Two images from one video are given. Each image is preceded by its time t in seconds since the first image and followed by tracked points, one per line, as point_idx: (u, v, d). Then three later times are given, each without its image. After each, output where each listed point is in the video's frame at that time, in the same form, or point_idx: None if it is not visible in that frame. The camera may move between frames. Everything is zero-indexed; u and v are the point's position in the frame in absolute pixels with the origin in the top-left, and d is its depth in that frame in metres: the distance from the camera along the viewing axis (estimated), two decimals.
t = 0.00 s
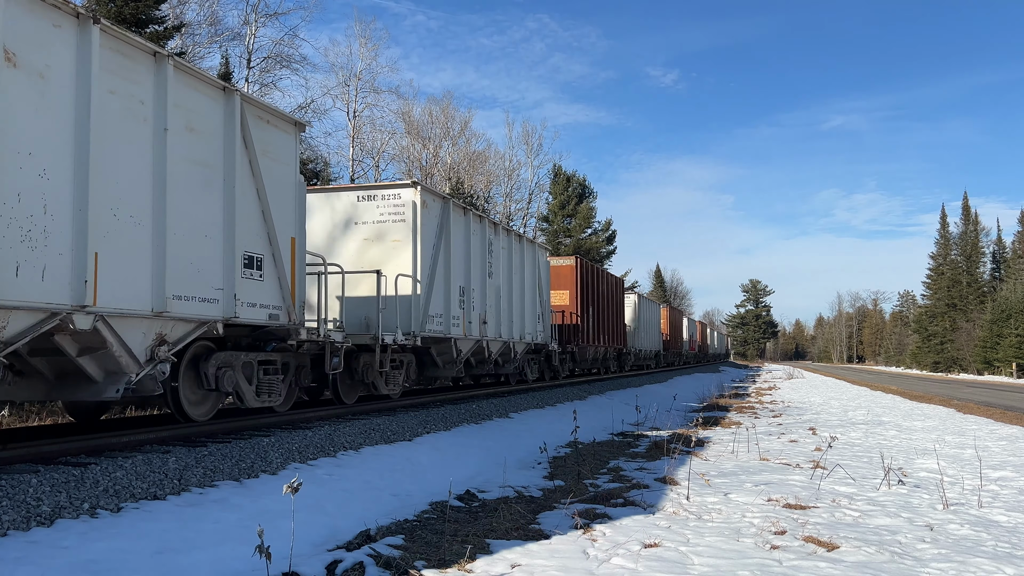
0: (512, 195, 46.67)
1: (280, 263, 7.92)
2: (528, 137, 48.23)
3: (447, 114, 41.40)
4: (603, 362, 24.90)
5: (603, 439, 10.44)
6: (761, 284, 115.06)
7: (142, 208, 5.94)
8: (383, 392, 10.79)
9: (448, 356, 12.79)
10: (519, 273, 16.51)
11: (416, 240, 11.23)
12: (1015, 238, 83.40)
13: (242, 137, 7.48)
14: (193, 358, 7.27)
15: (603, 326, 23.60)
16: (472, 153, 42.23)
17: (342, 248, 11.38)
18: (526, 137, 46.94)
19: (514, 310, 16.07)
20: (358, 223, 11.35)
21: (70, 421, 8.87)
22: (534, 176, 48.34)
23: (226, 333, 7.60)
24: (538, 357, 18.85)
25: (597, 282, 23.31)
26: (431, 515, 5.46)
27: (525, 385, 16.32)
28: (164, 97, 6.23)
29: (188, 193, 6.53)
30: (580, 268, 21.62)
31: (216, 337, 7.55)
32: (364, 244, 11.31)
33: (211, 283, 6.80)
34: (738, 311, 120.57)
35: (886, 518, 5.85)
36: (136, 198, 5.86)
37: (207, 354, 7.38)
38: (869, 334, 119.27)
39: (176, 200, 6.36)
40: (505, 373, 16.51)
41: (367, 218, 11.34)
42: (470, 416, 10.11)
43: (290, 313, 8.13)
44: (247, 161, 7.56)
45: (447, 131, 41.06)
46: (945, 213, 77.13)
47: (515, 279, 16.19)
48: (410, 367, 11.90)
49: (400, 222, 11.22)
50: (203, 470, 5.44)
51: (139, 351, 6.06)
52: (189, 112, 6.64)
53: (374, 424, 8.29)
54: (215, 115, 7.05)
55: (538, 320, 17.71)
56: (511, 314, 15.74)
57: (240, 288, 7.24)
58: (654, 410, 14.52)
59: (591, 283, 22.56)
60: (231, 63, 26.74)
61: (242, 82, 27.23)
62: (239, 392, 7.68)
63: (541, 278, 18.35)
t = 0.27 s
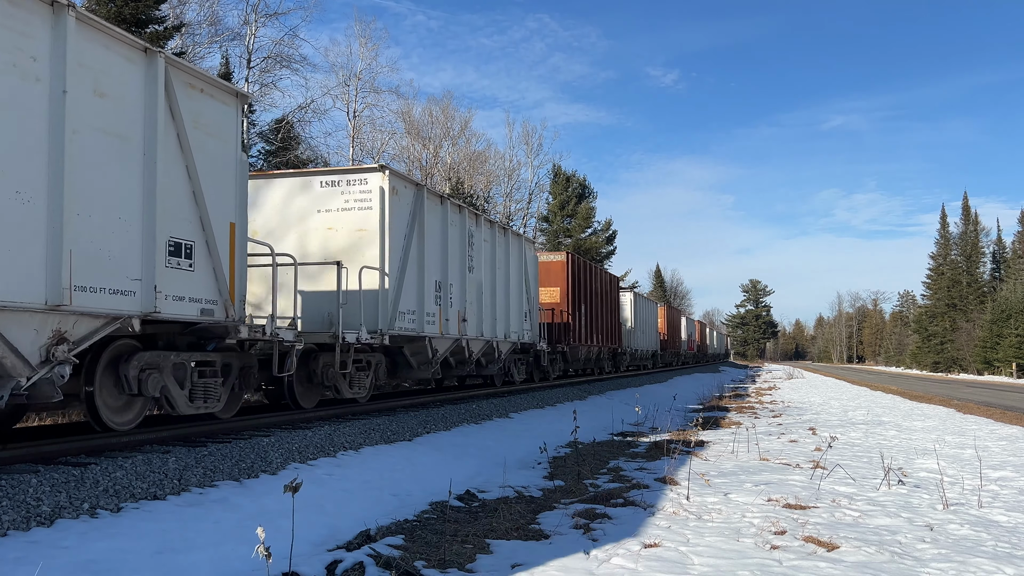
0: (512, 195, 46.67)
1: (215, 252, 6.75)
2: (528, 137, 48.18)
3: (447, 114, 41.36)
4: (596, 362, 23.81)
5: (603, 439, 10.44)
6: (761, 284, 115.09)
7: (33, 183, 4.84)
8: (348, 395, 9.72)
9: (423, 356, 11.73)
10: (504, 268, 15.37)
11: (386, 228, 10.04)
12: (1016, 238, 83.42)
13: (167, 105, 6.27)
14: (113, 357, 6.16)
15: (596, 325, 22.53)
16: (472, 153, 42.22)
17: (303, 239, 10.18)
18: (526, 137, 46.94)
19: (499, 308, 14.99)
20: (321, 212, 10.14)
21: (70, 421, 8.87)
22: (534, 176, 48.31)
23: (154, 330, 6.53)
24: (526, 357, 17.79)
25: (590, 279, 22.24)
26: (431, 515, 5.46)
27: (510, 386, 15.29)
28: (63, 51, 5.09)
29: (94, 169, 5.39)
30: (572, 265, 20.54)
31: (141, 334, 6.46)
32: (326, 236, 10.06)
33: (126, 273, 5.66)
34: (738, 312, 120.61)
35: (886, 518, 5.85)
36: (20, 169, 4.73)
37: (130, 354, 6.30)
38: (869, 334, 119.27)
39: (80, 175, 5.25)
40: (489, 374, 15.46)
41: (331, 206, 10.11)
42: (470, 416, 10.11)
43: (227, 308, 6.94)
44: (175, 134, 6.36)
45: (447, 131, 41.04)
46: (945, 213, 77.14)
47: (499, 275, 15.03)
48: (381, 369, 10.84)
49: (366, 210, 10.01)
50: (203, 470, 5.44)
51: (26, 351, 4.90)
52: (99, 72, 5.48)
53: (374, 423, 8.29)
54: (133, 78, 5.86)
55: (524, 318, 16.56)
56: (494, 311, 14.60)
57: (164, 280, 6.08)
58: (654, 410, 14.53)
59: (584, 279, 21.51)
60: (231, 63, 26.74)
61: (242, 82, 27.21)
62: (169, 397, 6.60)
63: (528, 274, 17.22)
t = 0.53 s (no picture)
0: (512, 195, 46.67)
1: (129, 237, 5.73)
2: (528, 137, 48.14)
3: (447, 114, 41.32)
4: (588, 363, 22.76)
5: (603, 440, 10.44)
6: (761, 284, 115.12)
7: None
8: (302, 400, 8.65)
9: (393, 356, 10.76)
10: (484, 261, 14.31)
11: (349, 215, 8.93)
12: (1015, 238, 83.44)
13: (66, 63, 5.24)
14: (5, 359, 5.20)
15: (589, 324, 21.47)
16: (472, 153, 42.20)
17: (257, 227, 9.11)
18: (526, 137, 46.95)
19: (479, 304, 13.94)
20: (276, 197, 9.05)
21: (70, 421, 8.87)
22: (534, 176, 48.29)
23: (60, 326, 5.56)
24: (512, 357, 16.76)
25: (583, 276, 21.23)
26: (431, 515, 5.46)
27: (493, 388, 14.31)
28: None
29: None
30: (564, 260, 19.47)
31: (43, 331, 5.48)
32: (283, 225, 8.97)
33: (12, 259, 4.67)
34: (737, 311, 120.64)
35: (886, 518, 5.85)
36: None
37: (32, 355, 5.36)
38: (869, 334, 119.28)
39: None
40: (470, 376, 14.47)
41: (288, 191, 8.99)
42: (471, 416, 10.11)
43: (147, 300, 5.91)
44: (76, 95, 5.33)
45: (447, 131, 41.03)
46: (945, 214, 77.16)
47: (479, 268, 13.96)
48: (347, 370, 9.90)
49: (325, 194, 8.90)
50: (203, 470, 5.44)
51: None
52: None
53: (374, 424, 8.29)
54: (19, 27, 4.82)
55: (506, 314, 15.47)
56: (471, 306, 13.54)
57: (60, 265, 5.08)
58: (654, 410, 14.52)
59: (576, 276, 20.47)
60: (231, 64, 26.74)
61: (242, 82, 27.18)
62: (77, 403, 5.60)
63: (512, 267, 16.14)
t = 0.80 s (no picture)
0: (512, 195, 46.67)
1: (12, 212, 4.76)
2: (528, 137, 48.11)
3: (447, 114, 41.28)
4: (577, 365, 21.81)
5: (603, 440, 10.44)
6: (761, 284, 115.14)
7: None
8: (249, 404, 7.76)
9: (358, 356, 9.89)
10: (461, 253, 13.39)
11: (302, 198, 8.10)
12: (1015, 238, 83.45)
13: None
14: None
15: (577, 322, 20.55)
16: (472, 153, 42.18)
17: (202, 211, 8.26)
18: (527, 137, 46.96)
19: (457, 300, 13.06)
20: (223, 178, 8.22)
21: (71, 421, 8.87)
22: (533, 176, 48.27)
23: None
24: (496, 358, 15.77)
25: (570, 272, 20.36)
26: (431, 515, 5.46)
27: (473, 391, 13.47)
28: None
29: None
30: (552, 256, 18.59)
31: None
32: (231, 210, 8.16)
33: None
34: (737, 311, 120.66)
35: (886, 518, 5.85)
36: None
37: None
38: (869, 334, 119.30)
39: None
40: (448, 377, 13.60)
41: (237, 172, 8.19)
42: (471, 416, 10.11)
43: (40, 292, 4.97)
44: None
45: (447, 131, 41.01)
46: (945, 214, 77.18)
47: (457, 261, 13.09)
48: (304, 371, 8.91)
49: (275, 176, 8.08)
50: (203, 470, 5.43)
51: None
52: None
53: (374, 423, 8.29)
54: None
55: (485, 309, 14.54)
56: (446, 301, 12.65)
57: None
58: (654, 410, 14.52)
59: (563, 272, 19.58)
60: (231, 64, 26.74)
61: (242, 82, 27.18)
62: None
63: (494, 259, 15.19)
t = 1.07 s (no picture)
0: (512, 195, 46.67)
1: None
2: (528, 137, 48.10)
3: (447, 114, 41.27)
4: (568, 365, 20.78)
5: (603, 440, 10.44)
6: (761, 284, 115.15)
7: None
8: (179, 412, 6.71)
9: (315, 357, 8.86)
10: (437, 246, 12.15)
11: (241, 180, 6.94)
12: (1015, 238, 83.48)
13: None
14: None
15: (569, 320, 19.51)
16: (472, 153, 42.16)
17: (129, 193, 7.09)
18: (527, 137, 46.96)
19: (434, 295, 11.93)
20: (154, 156, 7.05)
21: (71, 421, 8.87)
22: (534, 176, 48.25)
23: None
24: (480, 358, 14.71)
25: (564, 268, 19.39)
26: (431, 515, 5.46)
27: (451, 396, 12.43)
28: None
29: None
30: (544, 250, 17.60)
31: None
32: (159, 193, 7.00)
33: None
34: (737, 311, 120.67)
35: (886, 518, 5.86)
36: None
37: None
38: (870, 334, 119.33)
39: None
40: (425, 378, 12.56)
41: (167, 150, 7.02)
42: (471, 416, 10.10)
43: None
44: None
45: (447, 131, 41.00)
46: (945, 214, 77.20)
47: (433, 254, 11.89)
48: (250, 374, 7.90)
49: (212, 153, 6.90)
50: (203, 470, 5.43)
51: None
52: None
53: (374, 424, 8.29)
54: None
55: (464, 306, 13.31)
56: (420, 296, 11.41)
57: None
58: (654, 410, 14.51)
59: (556, 268, 18.61)
60: (231, 64, 26.74)
61: (242, 82, 27.20)
62: None
63: (475, 252, 13.97)
